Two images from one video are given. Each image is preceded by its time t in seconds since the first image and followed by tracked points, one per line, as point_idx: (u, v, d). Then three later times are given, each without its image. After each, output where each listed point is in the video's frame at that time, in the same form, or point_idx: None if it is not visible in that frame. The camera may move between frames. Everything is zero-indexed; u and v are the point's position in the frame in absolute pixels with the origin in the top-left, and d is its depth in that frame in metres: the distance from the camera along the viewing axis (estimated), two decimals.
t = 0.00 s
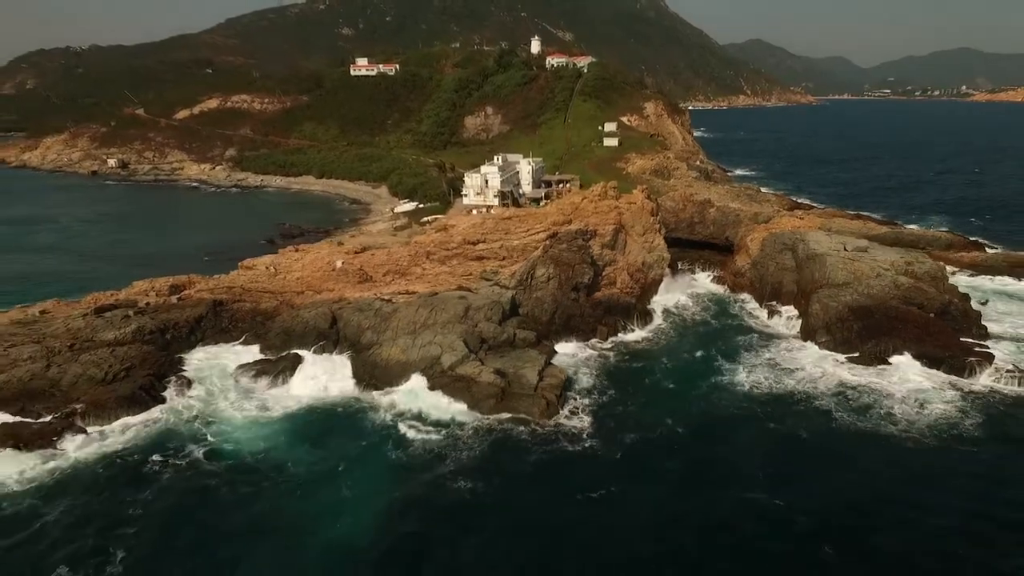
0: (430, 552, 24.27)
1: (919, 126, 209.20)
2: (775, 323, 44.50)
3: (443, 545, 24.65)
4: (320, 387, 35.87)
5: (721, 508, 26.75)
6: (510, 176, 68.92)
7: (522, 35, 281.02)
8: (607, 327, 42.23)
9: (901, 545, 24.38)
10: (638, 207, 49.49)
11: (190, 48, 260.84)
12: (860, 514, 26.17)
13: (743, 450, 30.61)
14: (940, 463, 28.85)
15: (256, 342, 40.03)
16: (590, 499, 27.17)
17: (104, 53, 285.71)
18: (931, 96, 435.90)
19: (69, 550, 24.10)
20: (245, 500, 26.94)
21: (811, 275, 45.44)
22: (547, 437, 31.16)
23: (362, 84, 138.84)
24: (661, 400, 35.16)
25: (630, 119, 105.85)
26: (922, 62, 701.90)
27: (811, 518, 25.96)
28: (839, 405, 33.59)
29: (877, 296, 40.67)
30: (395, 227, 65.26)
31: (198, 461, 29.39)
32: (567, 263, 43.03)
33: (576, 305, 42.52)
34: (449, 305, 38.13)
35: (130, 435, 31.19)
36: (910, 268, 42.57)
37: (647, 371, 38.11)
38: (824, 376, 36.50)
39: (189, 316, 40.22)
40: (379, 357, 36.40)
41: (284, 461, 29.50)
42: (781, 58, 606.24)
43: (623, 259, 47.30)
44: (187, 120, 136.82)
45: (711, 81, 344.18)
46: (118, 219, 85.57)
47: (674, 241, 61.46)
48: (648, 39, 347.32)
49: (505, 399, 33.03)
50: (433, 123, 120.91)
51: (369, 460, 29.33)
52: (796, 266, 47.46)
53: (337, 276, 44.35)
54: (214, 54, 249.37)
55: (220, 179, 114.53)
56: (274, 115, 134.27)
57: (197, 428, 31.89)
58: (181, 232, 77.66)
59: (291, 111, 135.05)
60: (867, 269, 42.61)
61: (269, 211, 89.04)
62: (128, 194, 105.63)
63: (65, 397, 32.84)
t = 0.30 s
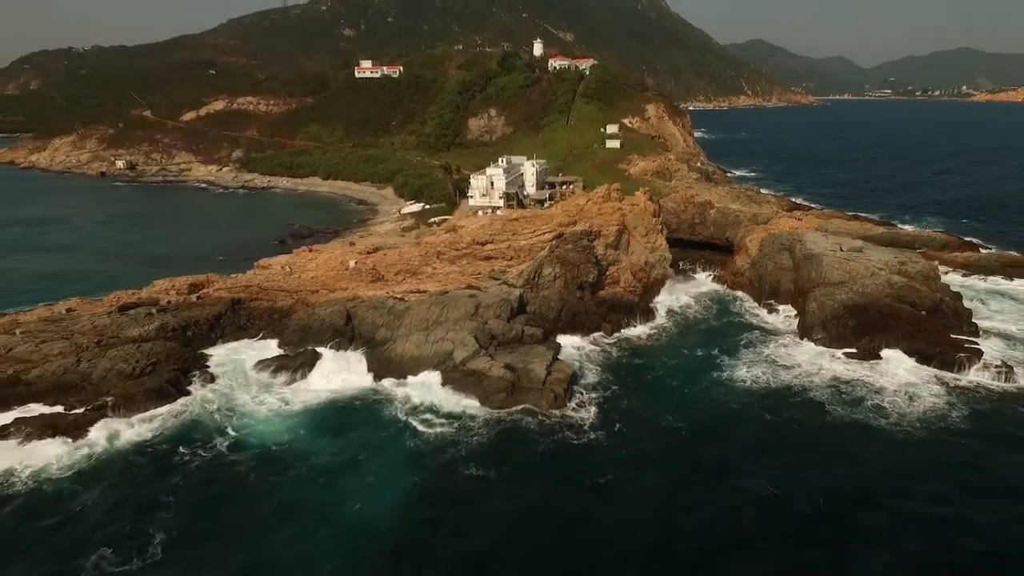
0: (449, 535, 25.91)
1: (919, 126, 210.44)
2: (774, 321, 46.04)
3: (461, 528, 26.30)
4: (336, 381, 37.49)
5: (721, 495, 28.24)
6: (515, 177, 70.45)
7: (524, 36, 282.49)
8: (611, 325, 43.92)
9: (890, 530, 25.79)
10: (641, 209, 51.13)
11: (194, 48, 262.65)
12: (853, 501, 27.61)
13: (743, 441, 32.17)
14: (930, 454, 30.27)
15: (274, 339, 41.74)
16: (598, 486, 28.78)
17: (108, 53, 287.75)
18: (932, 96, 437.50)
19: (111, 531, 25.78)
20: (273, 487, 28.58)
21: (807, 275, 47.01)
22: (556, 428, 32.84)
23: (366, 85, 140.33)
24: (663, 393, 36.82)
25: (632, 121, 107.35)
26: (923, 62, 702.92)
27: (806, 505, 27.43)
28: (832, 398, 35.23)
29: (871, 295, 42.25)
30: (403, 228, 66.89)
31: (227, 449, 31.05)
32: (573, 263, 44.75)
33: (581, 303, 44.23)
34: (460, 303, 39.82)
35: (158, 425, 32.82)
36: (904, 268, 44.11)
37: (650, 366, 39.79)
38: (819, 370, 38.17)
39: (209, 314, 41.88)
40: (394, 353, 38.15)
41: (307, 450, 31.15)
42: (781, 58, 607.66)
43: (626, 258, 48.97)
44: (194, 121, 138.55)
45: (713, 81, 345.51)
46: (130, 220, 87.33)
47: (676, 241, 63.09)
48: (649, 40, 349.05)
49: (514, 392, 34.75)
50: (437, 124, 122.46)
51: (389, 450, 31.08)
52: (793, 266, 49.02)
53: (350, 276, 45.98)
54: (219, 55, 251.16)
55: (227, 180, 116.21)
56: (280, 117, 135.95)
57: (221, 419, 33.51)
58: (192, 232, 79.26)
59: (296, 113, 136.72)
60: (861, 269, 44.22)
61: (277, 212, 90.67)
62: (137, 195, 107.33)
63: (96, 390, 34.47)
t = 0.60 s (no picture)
0: (465, 521, 27.48)
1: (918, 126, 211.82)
2: (772, 318, 47.59)
3: (477, 514, 27.86)
4: (352, 375, 39.16)
5: (723, 487, 29.64)
6: (519, 179, 71.96)
7: (525, 37, 284.15)
8: (614, 322, 45.61)
9: (882, 520, 27.19)
10: (643, 211, 52.78)
11: (197, 48, 264.21)
12: (848, 493, 29.00)
13: (742, 433, 33.70)
14: (921, 448, 31.68)
15: (290, 335, 43.34)
16: (605, 476, 30.29)
17: (111, 53, 289.20)
18: (932, 96, 439.34)
19: (147, 516, 27.41)
20: (297, 476, 30.13)
21: (804, 275, 48.62)
22: (562, 420, 34.54)
23: (370, 87, 141.90)
24: (664, 386, 38.48)
25: (634, 123, 108.88)
26: (923, 62, 703.84)
27: (804, 497, 28.83)
28: (826, 392, 36.88)
29: (865, 294, 43.84)
30: (410, 228, 68.51)
31: (251, 439, 32.73)
32: (577, 263, 46.47)
33: (586, 302, 45.95)
34: (470, 301, 41.53)
35: (184, 418, 34.36)
36: (897, 267, 45.69)
37: (652, 360, 41.45)
38: (814, 365, 39.80)
39: (227, 312, 43.47)
40: (406, 349, 39.88)
41: (327, 441, 32.75)
42: (781, 58, 608.74)
43: (629, 258, 50.63)
44: (200, 123, 140.18)
45: (713, 82, 347.12)
46: (141, 221, 88.93)
47: (676, 242, 64.65)
48: (649, 40, 350.55)
49: (522, 386, 36.47)
50: (441, 126, 124.03)
51: (404, 440, 32.77)
52: (791, 265, 50.62)
53: (362, 275, 47.62)
54: (222, 56, 252.79)
55: (234, 181, 117.84)
56: (285, 119, 137.56)
57: (243, 411, 35.16)
58: (203, 233, 80.84)
59: (301, 114, 138.35)
60: (856, 269, 45.84)
61: (284, 213, 92.28)
62: (146, 196, 108.95)
63: (123, 383, 36.08)
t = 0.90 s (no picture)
0: (478, 509, 29.04)
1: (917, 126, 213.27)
2: (770, 316, 49.21)
3: (489, 503, 29.43)
4: (366, 371, 40.76)
5: (722, 479, 31.12)
6: (523, 181, 73.49)
7: (526, 38, 285.85)
8: (617, 320, 47.25)
9: (874, 510, 28.63)
10: (645, 213, 54.39)
11: (200, 49, 265.97)
12: (841, 483, 30.55)
13: (741, 427, 35.29)
14: (912, 442, 33.13)
15: (304, 333, 44.94)
16: (609, 467, 31.91)
17: (114, 54, 290.84)
18: (932, 96, 441.27)
19: (177, 504, 29.02)
20: (317, 467, 31.71)
21: (801, 275, 50.20)
22: (568, 413, 36.16)
23: (374, 89, 143.51)
24: (666, 382, 40.09)
25: (635, 124, 110.52)
26: (923, 62, 705.26)
27: (799, 487, 30.38)
28: (821, 387, 38.47)
29: (859, 293, 45.40)
30: (417, 229, 70.22)
31: (272, 432, 34.34)
32: (581, 263, 48.10)
33: (590, 300, 47.61)
34: (478, 300, 43.19)
35: (207, 411, 35.90)
36: (891, 267, 47.26)
37: (654, 357, 43.06)
38: (810, 362, 41.40)
39: (243, 310, 45.06)
40: (418, 346, 41.53)
41: (345, 434, 34.37)
42: (781, 58, 610.20)
43: (631, 258, 52.26)
44: (207, 124, 141.94)
45: (714, 82, 348.78)
46: (151, 222, 90.58)
47: (676, 242, 66.17)
48: (650, 40, 352.18)
49: (529, 381, 38.09)
50: (445, 128, 125.64)
51: (418, 432, 34.39)
52: (788, 265, 52.21)
53: (373, 275, 49.20)
54: (226, 57, 254.60)
55: (241, 182, 119.57)
56: (290, 120, 139.17)
57: (264, 405, 36.78)
58: (213, 233, 82.52)
59: (307, 116, 140.08)
60: (851, 269, 47.44)
61: (292, 214, 93.90)
62: (155, 197, 110.69)
63: (147, 378, 37.65)
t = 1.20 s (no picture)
0: (488, 497, 30.59)
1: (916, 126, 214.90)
2: (768, 315, 50.70)
3: (499, 491, 31.00)
4: (378, 367, 42.33)
5: (721, 469, 32.66)
6: (526, 183, 75.02)
7: (527, 38, 287.54)
8: (619, 319, 48.88)
9: (866, 500, 30.04)
10: (646, 215, 56.02)
11: (202, 50, 267.39)
12: (835, 472, 32.17)
13: (739, 420, 36.82)
14: (904, 436, 34.55)
15: (317, 330, 46.56)
16: (613, 456, 33.62)
17: (116, 54, 292.10)
18: (931, 97, 443.08)
19: (205, 491, 30.66)
20: (336, 457, 33.32)
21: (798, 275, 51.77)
22: (573, 407, 37.83)
23: (378, 91, 145.06)
24: (666, 377, 41.71)
25: (636, 127, 112.20)
26: (924, 62, 706.50)
27: (794, 476, 31.99)
28: (816, 382, 40.08)
29: (853, 292, 47.01)
30: (423, 230, 71.87)
31: (291, 425, 35.95)
32: (584, 263, 49.78)
33: (592, 300, 49.24)
34: (486, 299, 44.83)
35: (228, 406, 37.42)
36: (884, 267, 48.82)
37: (656, 353, 44.65)
38: (805, 358, 43.03)
39: (258, 310, 46.71)
40: (429, 344, 43.15)
41: (360, 427, 35.97)
42: (781, 58, 611.75)
43: (632, 259, 53.82)
44: (212, 126, 143.61)
45: (714, 82, 350.40)
46: (160, 223, 92.20)
47: (677, 243, 67.63)
48: (650, 41, 353.87)
49: (536, 376, 39.75)
50: (447, 129, 127.24)
51: (431, 425, 36.07)
52: (785, 266, 53.78)
53: (383, 274, 50.85)
54: (228, 58, 256.13)
55: (247, 183, 121.13)
56: (294, 122, 140.72)
57: (282, 400, 38.32)
58: (222, 235, 83.93)
59: (311, 118, 141.73)
60: (845, 269, 49.05)
61: (298, 214, 95.49)
62: (163, 198, 112.23)
63: (169, 374, 39.28)
